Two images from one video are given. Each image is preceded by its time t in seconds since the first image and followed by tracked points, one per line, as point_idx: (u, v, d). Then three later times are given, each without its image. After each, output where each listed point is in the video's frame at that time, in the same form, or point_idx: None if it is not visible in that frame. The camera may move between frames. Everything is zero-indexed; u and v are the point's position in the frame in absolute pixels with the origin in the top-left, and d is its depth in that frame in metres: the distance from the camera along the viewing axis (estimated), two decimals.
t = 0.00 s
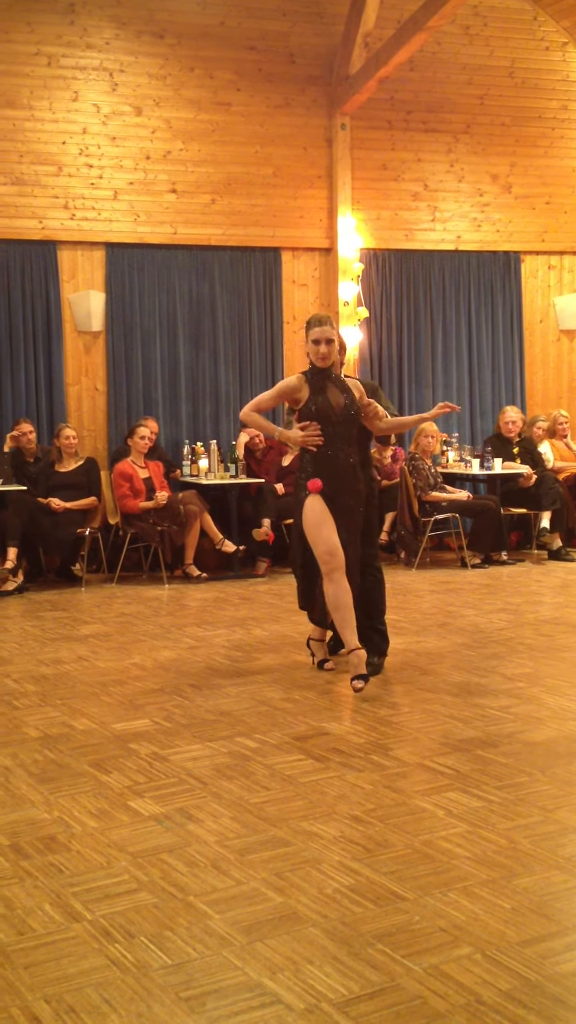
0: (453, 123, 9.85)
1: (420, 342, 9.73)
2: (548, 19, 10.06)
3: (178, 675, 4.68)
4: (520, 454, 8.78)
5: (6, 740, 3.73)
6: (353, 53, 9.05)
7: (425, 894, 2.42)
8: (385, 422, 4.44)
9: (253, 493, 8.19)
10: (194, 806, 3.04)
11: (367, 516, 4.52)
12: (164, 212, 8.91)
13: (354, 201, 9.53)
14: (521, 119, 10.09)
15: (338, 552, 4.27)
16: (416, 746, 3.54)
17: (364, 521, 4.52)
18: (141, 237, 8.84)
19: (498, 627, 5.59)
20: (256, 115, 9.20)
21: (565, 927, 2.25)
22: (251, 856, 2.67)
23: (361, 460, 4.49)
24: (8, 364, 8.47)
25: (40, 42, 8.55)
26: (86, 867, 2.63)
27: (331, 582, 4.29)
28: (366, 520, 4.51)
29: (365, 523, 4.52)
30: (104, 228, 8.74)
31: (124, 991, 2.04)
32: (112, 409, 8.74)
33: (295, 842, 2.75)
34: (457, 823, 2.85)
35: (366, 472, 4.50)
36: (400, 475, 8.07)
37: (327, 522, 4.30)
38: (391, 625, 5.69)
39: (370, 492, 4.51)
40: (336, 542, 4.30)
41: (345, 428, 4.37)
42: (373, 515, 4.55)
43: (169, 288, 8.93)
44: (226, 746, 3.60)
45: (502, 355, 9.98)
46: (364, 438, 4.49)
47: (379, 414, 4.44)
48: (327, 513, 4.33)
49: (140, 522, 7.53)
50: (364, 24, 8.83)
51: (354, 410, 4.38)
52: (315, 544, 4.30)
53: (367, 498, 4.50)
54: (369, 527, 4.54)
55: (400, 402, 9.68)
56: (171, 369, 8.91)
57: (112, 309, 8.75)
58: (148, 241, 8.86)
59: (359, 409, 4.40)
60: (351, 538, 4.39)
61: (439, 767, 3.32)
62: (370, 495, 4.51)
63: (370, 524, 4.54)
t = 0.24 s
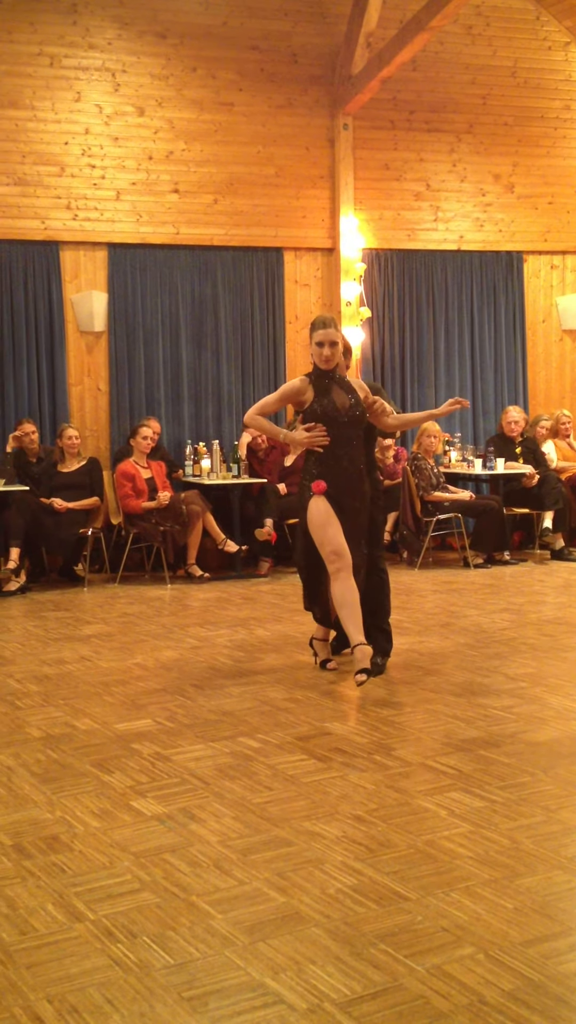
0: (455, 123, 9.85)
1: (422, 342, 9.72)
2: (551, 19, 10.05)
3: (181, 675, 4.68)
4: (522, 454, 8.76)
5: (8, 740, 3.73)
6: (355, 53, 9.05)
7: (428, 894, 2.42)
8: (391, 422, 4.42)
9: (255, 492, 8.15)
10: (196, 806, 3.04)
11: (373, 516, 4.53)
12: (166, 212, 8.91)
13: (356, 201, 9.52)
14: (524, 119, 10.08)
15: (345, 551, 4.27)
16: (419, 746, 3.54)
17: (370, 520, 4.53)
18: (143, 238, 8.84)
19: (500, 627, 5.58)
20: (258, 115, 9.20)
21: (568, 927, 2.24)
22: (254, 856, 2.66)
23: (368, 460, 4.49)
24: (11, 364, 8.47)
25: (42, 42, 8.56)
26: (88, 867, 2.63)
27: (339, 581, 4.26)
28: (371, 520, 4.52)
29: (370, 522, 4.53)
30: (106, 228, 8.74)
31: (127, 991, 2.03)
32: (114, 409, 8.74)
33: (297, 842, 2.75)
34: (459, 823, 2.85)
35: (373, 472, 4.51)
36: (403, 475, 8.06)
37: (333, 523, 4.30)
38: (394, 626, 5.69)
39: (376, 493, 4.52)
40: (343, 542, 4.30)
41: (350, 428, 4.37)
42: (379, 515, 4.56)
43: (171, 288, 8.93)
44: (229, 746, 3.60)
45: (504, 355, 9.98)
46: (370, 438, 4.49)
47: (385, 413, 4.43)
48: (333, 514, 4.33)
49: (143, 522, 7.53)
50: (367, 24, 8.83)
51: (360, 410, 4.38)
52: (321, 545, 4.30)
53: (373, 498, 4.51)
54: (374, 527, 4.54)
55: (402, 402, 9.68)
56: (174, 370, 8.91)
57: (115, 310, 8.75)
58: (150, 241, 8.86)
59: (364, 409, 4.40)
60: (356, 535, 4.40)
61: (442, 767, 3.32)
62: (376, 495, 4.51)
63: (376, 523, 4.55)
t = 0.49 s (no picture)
0: (457, 123, 9.85)
1: (424, 343, 9.72)
2: (552, 20, 10.05)
3: (182, 675, 4.68)
4: (524, 454, 8.75)
5: (10, 740, 3.74)
6: (357, 53, 9.05)
7: (429, 894, 2.42)
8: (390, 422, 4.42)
9: (256, 493, 8.13)
10: (198, 806, 3.04)
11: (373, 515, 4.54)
12: (167, 213, 8.92)
13: (358, 202, 9.52)
14: (525, 120, 10.08)
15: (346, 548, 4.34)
16: (420, 746, 3.54)
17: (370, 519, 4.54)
18: (145, 238, 8.84)
19: (502, 627, 5.59)
20: (259, 115, 9.20)
21: (570, 928, 2.24)
22: (256, 856, 2.67)
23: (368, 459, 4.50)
24: (12, 365, 8.48)
25: (44, 43, 8.56)
26: (90, 867, 2.63)
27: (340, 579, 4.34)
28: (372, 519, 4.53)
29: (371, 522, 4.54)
30: (108, 229, 8.74)
31: (129, 991, 2.03)
32: (116, 410, 8.75)
33: (298, 842, 2.75)
34: (461, 823, 2.85)
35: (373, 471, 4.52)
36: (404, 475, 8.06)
37: (332, 521, 4.33)
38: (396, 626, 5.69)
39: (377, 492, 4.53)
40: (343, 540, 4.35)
41: (348, 428, 4.37)
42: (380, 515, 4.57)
43: (173, 289, 8.93)
44: (231, 746, 3.60)
45: (506, 355, 9.97)
46: (370, 438, 4.50)
47: (384, 414, 4.41)
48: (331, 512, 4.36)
49: (144, 522, 7.54)
50: (368, 24, 8.83)
51: (358, 410, 4.38)
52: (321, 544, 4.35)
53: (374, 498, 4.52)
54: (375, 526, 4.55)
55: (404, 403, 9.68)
56: (176, 370, 8.91)
57: (116, 311, 8.76)
58: (152, 242, 8.87)
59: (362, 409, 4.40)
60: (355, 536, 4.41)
61: (444, 767, 3.32)
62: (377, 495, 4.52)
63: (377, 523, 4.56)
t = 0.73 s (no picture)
0: (458, 124, 9.85)
1: (425, 344, 9.72)
2: (553, 20, 10.05)
3: (183, 676, 4.69)
4: (525, 455, 8.74)
5: (11, 741, 3.74)
6: (358, 54, 9.05)
7: (431, 895, 2.42)
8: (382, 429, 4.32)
9: (258, 493, 8.20)
10: (199, 807, 3.04)
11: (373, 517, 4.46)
12: (169, 214, 8.92)
13: (359, 202, 9.53)
14: (526, 121, 10.08)
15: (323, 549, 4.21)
16: (421, 746, 3.55)
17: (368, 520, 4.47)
18: (146, 239, 8.85)
19: (503, 628, 5.59)
20: (261, 116, 9.21)
21: (571, 928, 2.25)
22: (257, 857, 2.67)
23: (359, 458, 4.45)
24: (13, 366, 8.49)
25: (45, 44, 8.57)
26: (91, 868, 2.63)
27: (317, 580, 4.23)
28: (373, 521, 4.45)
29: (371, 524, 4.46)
30: (109, 230, 8.75)
31: (130, 992, 2.03)
32: (117, 411, 8.75)
33: (299, 842, 2.75)
34: (462, 824, 2.85)
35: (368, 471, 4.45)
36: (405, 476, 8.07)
37: (310, 522, 4.23)
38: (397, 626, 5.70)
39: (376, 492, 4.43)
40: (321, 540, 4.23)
41: (325, 430, 4.33)
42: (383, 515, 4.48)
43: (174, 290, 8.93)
44: (232, 746, 3.61)
45: (507, 356, 9.97)
46: (361, 437, 4.43)
47: (375, 420, 4.31)
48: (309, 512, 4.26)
49: (145, 522, 7.54)
50: (369, 25, 8.84)
51: (334, 412, 4.31)
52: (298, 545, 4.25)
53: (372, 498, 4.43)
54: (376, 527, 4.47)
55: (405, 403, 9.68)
56: (177, 371, 8.91)
57: (117, 311, 8.76)
58: (153, 243, 8.87)
59: (340, 409, 4.33)
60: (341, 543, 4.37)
61: (445, 768, 3.32)
62: (376, 496, 4.43)
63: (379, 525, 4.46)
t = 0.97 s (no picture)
0: (458, 125, 9.85)
1: (425, 344, 9.73)
2: (553, 20, 10.05)
3: (183, 676, 4.70)
4: (525, 455, 8.74)
5: (11, 741, 3.74)
6: (358, 55, 9.05)
7: (431, 896, 2.43)
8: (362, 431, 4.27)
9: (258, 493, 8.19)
10: (199, 806, 3.05)
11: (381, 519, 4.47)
12: (168, 215, 8.92)
13: (359, 203, 9.52)
14: (526, 121, 10.08)
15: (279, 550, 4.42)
16: (421, 746, 3.55)
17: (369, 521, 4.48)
18: (146, 239, 8.85)
19: (503, 628, 5.59)
20: (260, 116, 9.21)
21: (571, 929, 2.25)
22: (258, 857, 2.67)
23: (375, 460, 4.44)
24: (13, 366, 8.49)
25: (45, 44, 8.57)
26: (91, 868, 2.63)
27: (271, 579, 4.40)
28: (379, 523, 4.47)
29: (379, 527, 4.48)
30: (109, 230, 8.75)
31: (131, 992, 2.04)
32: (117, 411, 8.75)
33: (300, 842, 2.76)
34: (462, 824, 2.85)
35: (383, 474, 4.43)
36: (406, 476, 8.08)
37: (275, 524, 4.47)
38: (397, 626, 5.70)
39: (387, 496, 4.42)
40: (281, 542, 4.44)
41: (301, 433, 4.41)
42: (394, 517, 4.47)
43: (174, 290, 8.93)
44: (232, 747, 3.61)
45: (507, 356, 9.97)
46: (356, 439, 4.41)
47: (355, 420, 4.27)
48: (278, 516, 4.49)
49: (145, 523, 7.53)
50: (369, 26, 8.84)
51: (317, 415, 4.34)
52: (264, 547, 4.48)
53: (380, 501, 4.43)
54: (385, 530, 4.47)
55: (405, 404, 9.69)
56: (177, 371, 8.92)
57: (117, 312, 8.76)
58: (153, 244, 8.87)
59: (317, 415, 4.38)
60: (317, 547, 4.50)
61: (444, 768, 3.33)
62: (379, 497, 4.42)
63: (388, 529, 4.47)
